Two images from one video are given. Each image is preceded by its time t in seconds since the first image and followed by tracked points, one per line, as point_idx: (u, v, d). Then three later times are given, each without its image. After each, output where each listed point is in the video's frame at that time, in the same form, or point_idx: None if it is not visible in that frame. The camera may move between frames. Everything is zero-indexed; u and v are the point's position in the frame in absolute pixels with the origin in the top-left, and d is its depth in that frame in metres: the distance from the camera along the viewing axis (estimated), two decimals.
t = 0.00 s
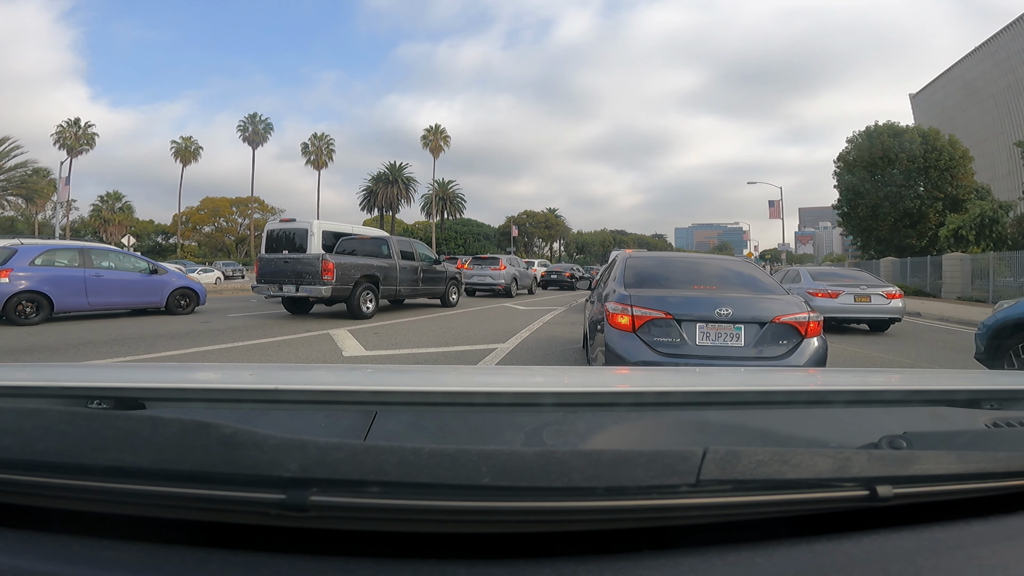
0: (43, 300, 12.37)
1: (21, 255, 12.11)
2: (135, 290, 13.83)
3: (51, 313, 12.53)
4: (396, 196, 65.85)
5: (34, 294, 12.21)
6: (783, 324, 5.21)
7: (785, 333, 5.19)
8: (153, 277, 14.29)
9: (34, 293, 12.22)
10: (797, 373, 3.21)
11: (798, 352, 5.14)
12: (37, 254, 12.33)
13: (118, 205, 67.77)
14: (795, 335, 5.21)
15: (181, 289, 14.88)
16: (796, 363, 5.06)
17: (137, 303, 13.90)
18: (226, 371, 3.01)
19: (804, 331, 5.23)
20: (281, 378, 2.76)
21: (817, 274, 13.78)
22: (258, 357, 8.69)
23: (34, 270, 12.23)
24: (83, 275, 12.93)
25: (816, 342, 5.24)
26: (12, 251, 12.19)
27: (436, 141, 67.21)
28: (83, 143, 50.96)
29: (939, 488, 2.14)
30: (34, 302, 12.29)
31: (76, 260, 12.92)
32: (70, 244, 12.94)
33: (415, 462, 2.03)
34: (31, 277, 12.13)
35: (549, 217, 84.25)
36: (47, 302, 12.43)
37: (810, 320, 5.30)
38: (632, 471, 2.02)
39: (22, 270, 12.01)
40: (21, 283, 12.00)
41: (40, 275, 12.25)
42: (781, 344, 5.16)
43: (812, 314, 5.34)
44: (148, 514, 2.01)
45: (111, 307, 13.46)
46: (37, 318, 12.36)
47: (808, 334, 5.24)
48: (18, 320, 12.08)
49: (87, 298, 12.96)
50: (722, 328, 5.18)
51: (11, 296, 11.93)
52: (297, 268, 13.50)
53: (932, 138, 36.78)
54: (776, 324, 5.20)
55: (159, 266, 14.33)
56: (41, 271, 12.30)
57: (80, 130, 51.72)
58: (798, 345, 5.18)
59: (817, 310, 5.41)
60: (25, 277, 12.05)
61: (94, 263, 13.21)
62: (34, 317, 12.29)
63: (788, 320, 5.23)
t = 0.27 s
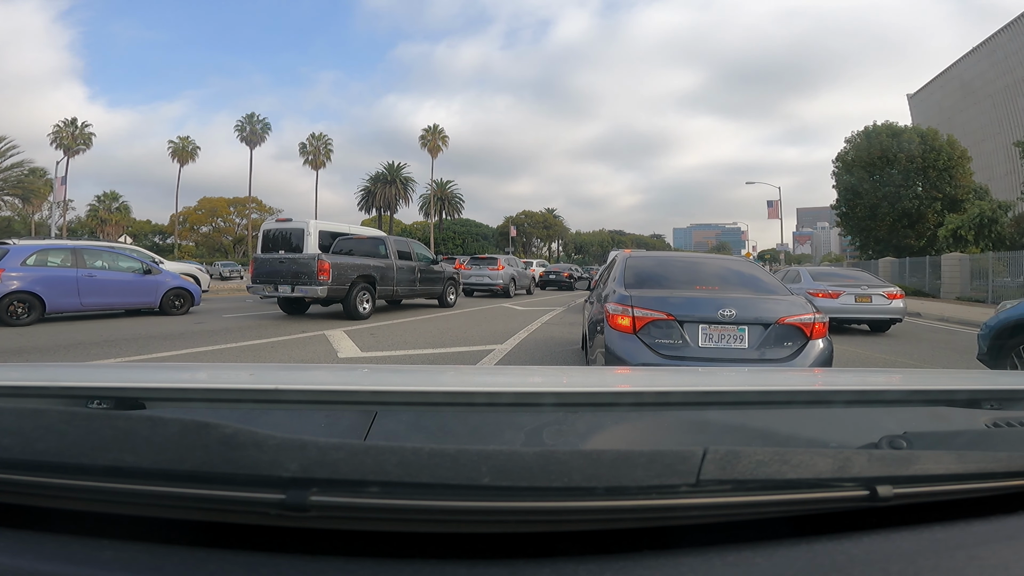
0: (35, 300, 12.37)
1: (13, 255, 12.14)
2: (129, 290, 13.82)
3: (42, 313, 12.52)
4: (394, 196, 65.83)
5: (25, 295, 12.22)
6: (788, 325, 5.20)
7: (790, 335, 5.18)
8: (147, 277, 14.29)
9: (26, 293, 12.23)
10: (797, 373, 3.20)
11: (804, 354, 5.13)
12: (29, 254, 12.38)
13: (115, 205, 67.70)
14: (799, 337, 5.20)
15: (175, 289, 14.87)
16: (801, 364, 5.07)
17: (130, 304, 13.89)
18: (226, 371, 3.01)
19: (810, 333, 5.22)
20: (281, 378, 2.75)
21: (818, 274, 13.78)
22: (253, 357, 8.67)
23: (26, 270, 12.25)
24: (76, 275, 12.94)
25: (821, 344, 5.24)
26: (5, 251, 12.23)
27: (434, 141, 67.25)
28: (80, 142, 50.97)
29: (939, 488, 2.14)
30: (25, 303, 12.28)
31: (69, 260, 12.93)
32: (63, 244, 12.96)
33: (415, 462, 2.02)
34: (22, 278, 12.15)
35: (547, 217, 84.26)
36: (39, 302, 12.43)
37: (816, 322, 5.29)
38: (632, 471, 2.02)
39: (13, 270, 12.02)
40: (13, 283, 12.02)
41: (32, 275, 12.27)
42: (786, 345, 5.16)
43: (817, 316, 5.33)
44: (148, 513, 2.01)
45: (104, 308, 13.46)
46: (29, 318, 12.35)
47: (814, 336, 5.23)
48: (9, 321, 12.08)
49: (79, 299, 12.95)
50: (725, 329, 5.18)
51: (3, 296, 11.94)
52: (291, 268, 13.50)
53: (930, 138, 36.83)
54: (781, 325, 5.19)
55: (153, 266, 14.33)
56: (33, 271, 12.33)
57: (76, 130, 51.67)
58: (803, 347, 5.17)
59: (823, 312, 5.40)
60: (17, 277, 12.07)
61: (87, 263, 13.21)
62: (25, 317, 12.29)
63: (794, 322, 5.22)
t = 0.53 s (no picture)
0: (30, 300, 12.35)
1: (8, 255, 12.15)
2: (125, 291, 13.81)
3: (38, 313, 12.50)
4: (393, 196, 65.82)
5: (21, 295, 12.21)
6: (792, 327, 5.21)
7: (794, 336, 5.19)
8: (144, 278, 14.28)
9: (21, 294, 12.21)
10: (797, 373, 3.20)
11: (807, 355, 5.14)
12: (25, 254, 12.40)
13: (112, 205, 67.64)
14: (804, 338, 5.20)
15: (172, 290, 14.87)
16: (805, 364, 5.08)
17: (127, 304, 13.88)
18: (226, 371, 3.01)
19: (813, 334, 5.22)
20: (281, 378, 2.75)
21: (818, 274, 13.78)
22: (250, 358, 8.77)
23: (21, 270, 12.25)
24: (72, 275, 12.93)
25: (825, 345, 5.24)
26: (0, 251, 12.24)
27: (433, 141, 67.26)
28: (77, 143, 50.93)
29: (940, 488, 2.15)
30: (20, 303, 12.26)
31: (64, 260, 12.93)
32: (58, 245, 12.98)
33: (415, 462, 2.02)
34: (18, 278, 12.16)
35: (547, 217, 84.30)
36: (34, 303, 12.41)
37: (820, 323, 5.30)
38: (632, 471, 2.02)
39: (9, 270, 12.03)
40: (9, 283, 12.02)
41: (27, 275, 12.27)
42: (789, 347, 5.16)
43: (820, 316, 5.33)
44: (148, 514, 2.01)
45: (100, 308, 13.45)
46: (24, 319, 12.33)
47: (817, 337, 5.23)
48: (4, 321, 12.06)
49: (75, 299, 12.94)
50: (727, 330, 5.18)
51: None
52: (289, 269, 13.49)
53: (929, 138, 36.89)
54: (784, 326, 5.19)
55: (149, 266, 14.33)
56: (29, 271, 12.33)
57: (74, 130, 51.61)
58: (807, 348, 5.18)
59: (827, 313, 5.40)
60: (13, 277, 12.08)
61: (83, 263, 13.20)
62: (21, 317, 12.28)
63: (798, 323, 5.22)
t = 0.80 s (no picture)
0: (27, 301, 12.32)
1: (6, 255, 12.13)
2: (123, 291, 13.80)
3: (35, 313, 12.48)
4: (392, 197, 65.83)
5: (18, 295, 12.19)
6: (794, 328, 5.21)
7: (795, 337, 5.19)
8: (141, 278, 14.28)
9: (18, 294, 12.19)
10: (796, 374, 3.20)
11: (809, 356, 5.14)
12: (22, 254, 12.39)
13: (110, 205, 67.56)
14: (805, 339, 5.21)
15: (169, 290, 14.87)
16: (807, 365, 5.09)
17: (125, 304, 13.88)
18: (226, 371, 3.00)
19: (814, 335, 5.23)
20: (281, 378, 2.75)
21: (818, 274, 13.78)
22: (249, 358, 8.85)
23: (19, 271, 12.23)
24: (69, 275, 12.92)
25: (826, 346, 5.25)
26: None
27: (433, 142, 67.29)
28: (75, 143, 50.92)
29: (939, 488, 2.15)
30: (18, 304, 12.24)
31: (62, 260, 12.92)
32: (55, 245, 12.98)
33: (415, 462, 2.02)
34: (16, 278, 12.13)
35: (546, 218, 84.33)
36: (32, 303, 12.39)
37: (821, 324, 5.30)
38: (632, 471, 2.02)
39: (7, 270, 12.01)
40: (6, 284, 12.00)
41: (25, 275, 12.25)
42: (791, 347, 5.17)
43: (821, 316, 5.33)
44: (148, 513, 2.01)
45: (98, 309, 13.44)
46: (21, 319, 12.31)
47: (819, 338, 5.24)
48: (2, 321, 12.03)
49: (73, 299, 12.92)
50: (728, 330, 5.18)
51: None
52: (287, 269, 13.48)
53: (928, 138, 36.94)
54: (785, 327, 5.19)
55: (147, 266, 14.33)
56: (27, 271, 12.31)
57: (72, 130, 51.56)
58: (808, 349, 5.18)
59: (828, 314, 5.40)
60: (10, 278, 12.05)
61: (80, 263, 13.20)
62: (18, 318, 12.25)
63: (799, 324, 5.23)
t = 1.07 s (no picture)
0: (24, 301, 12.31)
1: (3, 255, 12.10)
2: (120, 291, 13.80)
3: (32, 314, 12.47)
4: (392, 197, 65.82)
5: (15, 295, 12.17)
6: (796, 329, 5.21)
7: (796, 338, 5.19)
8: (139, 278, 14.29)
9: (16, 294, 12.17)
10: (796, 373, 3.21)
11: (812, 356, 5.14)
12: (19, 255, 12.34)
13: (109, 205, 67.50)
14: (807, 340, 5.21)
15: (167, 290, 14.87)
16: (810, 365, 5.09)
17: (122, 304, 13.87)
18: (225, 371, 3.00)
19: (817, 336, 5.23)
20: (281, 378, 2.75)
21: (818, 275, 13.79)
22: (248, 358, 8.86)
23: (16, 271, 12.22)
24: (66, 275, 12.91)
25: (828, 347, 5.25)
26: None
27: (432, 142, 67.29)
28: (74, 143, 50.89)
29: (939, 488, 2.15)
30: (15, 304, 12.21)
31: (59, 260, 12.91)
32: (52, 245, 12.92)
33: (415, 462, 2.02)
34: (13, 278, 12.11)
35: (545, 218, 84.34)
36: (29, 303, 12.36)
37: (823, 325, 5.30)
38: (632, 471, 2.02)
39: (4, 270, 11.99)
40: (3, 284, 11.98)
41: (22, 276, 12.21)
42: (793, 348, 5.17)
43: (823, 317, 5.33)
44: (148, 513, 2.01)
45: (95, 309, 13.44)
46: (18, 320, 12.29)
47: (821, 339, 5.24)
48: None
49: (70, 299, 12.91)
50: (730, 331, 5.17)
51: None
52: (286, 269, 13.48)
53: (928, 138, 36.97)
54: (787, 328, 5.19)
55: (144, 266, 14.34)
56: (24, 271, 12.26)
57: (70, 130, 51.50)
58: (811, 350, 5.18)
59: (830, 314, 5.40)
60: (8, 278, 12.04)
61: (77, 263, 13.19)
62: (15, 318, 12.24)
63: (801, 324, 5.23)
